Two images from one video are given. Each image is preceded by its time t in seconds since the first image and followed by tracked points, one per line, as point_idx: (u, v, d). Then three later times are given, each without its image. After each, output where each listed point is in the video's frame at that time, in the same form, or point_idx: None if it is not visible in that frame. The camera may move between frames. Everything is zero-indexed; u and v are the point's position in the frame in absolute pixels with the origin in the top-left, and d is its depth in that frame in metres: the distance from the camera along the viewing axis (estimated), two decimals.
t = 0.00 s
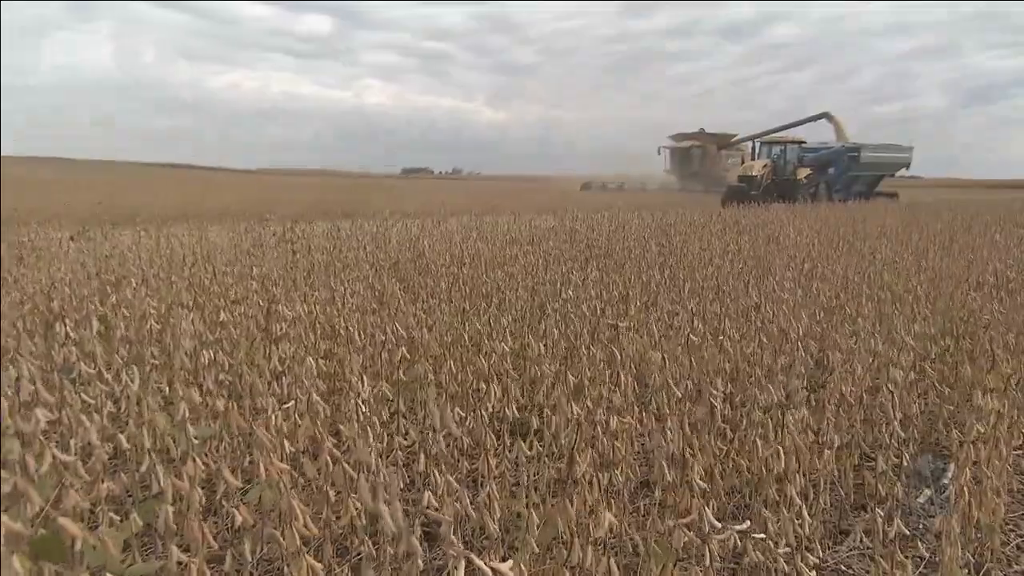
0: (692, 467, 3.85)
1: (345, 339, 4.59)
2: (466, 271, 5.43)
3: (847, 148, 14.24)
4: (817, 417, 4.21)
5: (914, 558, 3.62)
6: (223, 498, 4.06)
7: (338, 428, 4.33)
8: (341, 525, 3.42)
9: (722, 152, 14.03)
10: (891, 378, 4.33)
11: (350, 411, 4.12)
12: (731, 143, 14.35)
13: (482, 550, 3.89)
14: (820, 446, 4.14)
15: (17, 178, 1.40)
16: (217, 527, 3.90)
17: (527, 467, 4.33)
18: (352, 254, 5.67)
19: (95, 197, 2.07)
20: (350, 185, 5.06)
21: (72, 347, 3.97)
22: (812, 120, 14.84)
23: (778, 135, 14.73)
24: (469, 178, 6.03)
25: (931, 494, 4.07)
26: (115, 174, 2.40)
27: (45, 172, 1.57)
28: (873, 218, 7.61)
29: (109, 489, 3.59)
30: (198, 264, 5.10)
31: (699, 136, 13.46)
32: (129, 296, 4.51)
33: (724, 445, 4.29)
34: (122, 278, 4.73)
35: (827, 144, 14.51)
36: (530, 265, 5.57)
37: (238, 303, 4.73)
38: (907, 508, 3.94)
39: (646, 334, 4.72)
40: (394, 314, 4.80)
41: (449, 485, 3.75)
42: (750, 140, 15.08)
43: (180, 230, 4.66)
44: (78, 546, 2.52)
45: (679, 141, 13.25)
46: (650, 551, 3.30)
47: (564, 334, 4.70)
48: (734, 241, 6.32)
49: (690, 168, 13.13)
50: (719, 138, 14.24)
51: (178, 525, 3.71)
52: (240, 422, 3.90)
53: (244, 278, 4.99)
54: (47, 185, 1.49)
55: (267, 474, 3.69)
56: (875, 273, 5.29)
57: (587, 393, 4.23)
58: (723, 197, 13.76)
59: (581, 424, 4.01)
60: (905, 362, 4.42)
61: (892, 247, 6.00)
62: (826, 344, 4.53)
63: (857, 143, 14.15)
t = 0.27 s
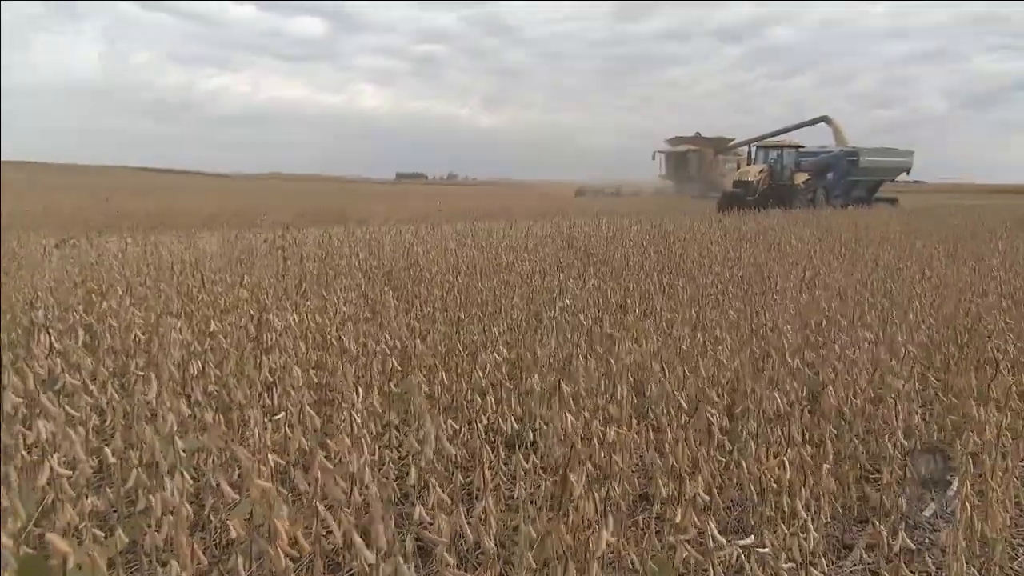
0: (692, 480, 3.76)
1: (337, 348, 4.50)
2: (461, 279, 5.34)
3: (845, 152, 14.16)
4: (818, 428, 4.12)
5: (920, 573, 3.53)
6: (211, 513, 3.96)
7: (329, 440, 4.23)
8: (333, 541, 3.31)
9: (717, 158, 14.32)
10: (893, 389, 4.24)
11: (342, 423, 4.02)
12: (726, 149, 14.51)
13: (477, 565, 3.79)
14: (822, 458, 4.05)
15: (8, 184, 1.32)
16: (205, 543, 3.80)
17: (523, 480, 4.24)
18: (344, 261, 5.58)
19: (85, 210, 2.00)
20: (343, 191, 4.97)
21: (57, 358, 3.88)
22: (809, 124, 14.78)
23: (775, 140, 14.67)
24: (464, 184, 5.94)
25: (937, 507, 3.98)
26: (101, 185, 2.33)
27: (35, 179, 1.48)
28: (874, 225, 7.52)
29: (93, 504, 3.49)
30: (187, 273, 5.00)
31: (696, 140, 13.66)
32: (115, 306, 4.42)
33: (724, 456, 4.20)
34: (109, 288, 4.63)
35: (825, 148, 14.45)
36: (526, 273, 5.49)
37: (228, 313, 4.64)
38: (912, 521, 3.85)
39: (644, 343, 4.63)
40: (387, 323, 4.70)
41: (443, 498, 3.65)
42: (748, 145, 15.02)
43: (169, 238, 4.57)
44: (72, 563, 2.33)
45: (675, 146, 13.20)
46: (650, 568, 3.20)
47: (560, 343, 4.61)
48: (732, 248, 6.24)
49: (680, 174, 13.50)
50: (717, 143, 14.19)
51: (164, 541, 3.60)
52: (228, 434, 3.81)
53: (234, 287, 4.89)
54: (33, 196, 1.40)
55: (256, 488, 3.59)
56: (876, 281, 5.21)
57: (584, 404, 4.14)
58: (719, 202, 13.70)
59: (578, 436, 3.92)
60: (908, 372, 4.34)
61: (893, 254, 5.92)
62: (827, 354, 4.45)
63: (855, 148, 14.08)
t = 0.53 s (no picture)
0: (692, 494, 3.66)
1: (328, 359, 4.39)
2: (455, 287, 5.24)
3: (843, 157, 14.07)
4: (820, 439, 4.04)
5: None
6: (197, 528, 3.85)
7: (319, 453, 4.13)
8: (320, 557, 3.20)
9: (713, 162, 14.97)
10: (897, 399, 4.16)
11: (331, 435, 3.91)
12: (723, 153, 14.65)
13: None
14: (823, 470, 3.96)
15: (9, 189, 1.19)
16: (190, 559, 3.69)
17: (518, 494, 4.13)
18: (336, 269, 5.48)
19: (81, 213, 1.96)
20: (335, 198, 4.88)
21: (39, 370, 3.78)
22: (807, 129, 14.71)
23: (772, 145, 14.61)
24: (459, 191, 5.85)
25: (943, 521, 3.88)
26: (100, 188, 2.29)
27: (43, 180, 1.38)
28: (876, 232, 7.42)
29: (74, 521, 3.38)
30: (175, 281, 4.91)
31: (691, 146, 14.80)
32: (101, 316, 4.32)
33: (724, 469, 4.10)
34: (94, 297, 4.53)
35: (822, 153, 14.37)
36: (521, 281, 5.39)
37: (216, 322, 4.54)
38: (917, 535, 3.74)
39: (642, 353, 4.54)
40: (379, 332, 4.60)
41: (435, 513, 3.54)
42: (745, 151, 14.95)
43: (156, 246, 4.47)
44: None
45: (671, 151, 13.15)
46: None
47: (557, 353, 4.51)
48: (731, 255, 6.16)
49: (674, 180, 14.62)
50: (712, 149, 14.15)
51: (148, 558, 3.49)
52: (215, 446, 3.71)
53: (223, 296, 4.79)
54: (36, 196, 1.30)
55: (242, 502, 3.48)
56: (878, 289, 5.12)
57: (580, 415, 4.04)
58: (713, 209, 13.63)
59: (574, 448, 3.82)
60: (911, 382, 4.24)
61: (895, 262, 5.83)
62: (829, 363, 4.36)
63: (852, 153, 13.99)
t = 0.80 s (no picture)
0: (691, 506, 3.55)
1: (316, 368, 4.28)
2: (447, 295, 5.13)
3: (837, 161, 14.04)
4: (821, 450, 3.94)
5: None
6: (180, 543, 3.72)
7: (307, 465, 4.02)
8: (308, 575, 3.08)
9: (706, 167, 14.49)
10: (900, 408, 4.07)
11: (319, 447, 3.79)
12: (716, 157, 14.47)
13: None
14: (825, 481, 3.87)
15: (8, 190, 1.25)
16: None
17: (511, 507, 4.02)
18: (324, 276, 5.36)
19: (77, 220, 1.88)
20: (324, 204, 4.76)
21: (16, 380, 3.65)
22: (802, 132, 14.64)
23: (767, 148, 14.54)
24: (451, 196, 5.74)
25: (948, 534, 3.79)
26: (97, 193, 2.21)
27: (44, 182, 1.40)
28: (872, 237, 7.34)
29: (53, 538, 3.25)
30: (158, 289, 4.78)
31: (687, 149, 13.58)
32: (81, 325, 4.19)
33: (722, 481, 4.00)
34: (75, 305, 4.40)
35: (817, 157, 14.31)
36: (514, 287, 5.28)
37: (201, 331, 4.42)
38: (922, 548, 3.64)
39: (638, 362, 4.43)
40: (369, 341, 4.49)
41: (427, 528, 3.43)
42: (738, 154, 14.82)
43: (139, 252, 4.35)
44: None
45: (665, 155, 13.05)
46: None
47: (551, 362, 4.40)
48: (727, 261, 6.06)
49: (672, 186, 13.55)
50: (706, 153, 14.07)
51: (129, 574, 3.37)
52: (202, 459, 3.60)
53: (208, 304, 4.67)
54: (36, 195, 1.32)
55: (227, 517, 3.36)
56: (878, 296, 5.03)
57: (576, 426, 3.94)
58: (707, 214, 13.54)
59: (569, 460, 3.71)
60: (914, 391, 4.15)
61: (894, 268, 5.74)
62: (830, 372, 4.26)
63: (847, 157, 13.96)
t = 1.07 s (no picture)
0: (688, 518, 3.45)
1: (305, 377, 4.18)
2: (438, 302, 5.03)
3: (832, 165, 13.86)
4: (820, 460, 3.85)
5: None
6: (162, 558, 3.61)
7: (293, 477, 3.90)
8: None
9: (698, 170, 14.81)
10: (901, 416, 3.97)
11: (307, 459, 3.69)
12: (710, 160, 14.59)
13: None
14: (824, 491, 3.77)
15: (8, 193, 1.41)
16: None
17: (503, 519, 3.92)
18: (314, 283, 5.27)
19: (52, 228, 1.81)
20: (313, 209, 4.66)
21: None
22: (798, 135, 14.58)
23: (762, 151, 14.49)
24: (444, 200, 5.65)
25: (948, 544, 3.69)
26: (78, 199, 2.14)
27: (42, 187, 1.59)
28: (873, 244, 7.24)
29: (29, 554, 3.15)
30: (143, 296, 4.68)
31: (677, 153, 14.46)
32: (63, 333, 4.09)
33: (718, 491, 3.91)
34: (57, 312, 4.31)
35: (813, 160, 14.22)
36: (508, 294, 5.19)
37: (186, 339, 4.33)
38: (924, 560, 3.55)
39: (634, 370, 4.34)
40: (358, 349, 4.38)
41: (416, 542, 3.32)
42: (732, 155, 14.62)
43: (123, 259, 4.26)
44: None
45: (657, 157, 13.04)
46: None
47: (545, 370, 4.30)
48: (725, 267, 5.98)
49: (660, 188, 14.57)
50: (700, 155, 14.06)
51: None
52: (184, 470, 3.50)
53: (194, 312, 4.58)
54: (33, 197, 1.49)
55: (211, 533, 3.25)
56: (879, 301, 4.94)
57: (569, 435, 3.83)
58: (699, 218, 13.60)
59: (563, 471, 3.61)
60: (914, 400, 4.05)
61: (894, 275, 5.65)
62: (829, 380, 4.17)
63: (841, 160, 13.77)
